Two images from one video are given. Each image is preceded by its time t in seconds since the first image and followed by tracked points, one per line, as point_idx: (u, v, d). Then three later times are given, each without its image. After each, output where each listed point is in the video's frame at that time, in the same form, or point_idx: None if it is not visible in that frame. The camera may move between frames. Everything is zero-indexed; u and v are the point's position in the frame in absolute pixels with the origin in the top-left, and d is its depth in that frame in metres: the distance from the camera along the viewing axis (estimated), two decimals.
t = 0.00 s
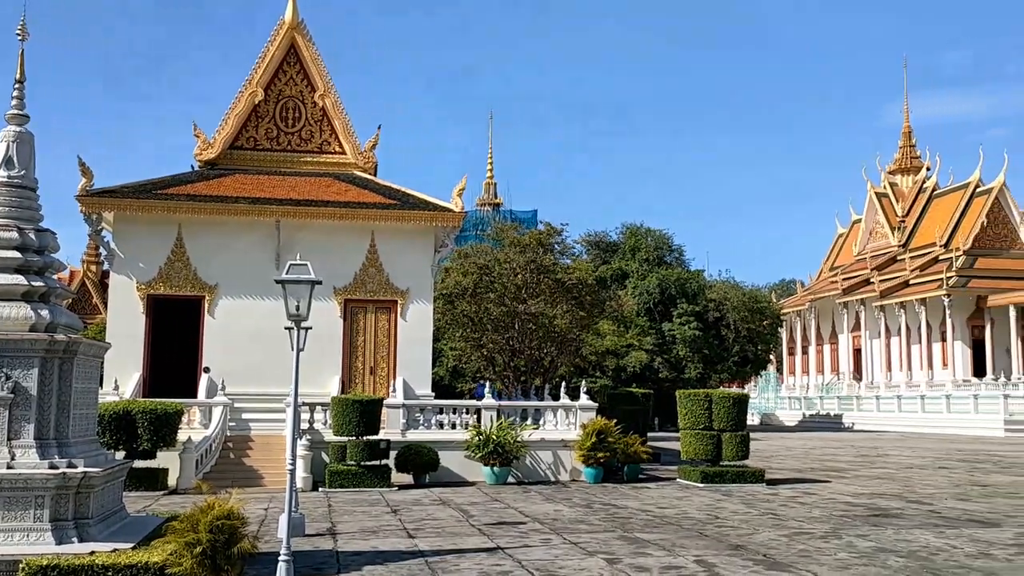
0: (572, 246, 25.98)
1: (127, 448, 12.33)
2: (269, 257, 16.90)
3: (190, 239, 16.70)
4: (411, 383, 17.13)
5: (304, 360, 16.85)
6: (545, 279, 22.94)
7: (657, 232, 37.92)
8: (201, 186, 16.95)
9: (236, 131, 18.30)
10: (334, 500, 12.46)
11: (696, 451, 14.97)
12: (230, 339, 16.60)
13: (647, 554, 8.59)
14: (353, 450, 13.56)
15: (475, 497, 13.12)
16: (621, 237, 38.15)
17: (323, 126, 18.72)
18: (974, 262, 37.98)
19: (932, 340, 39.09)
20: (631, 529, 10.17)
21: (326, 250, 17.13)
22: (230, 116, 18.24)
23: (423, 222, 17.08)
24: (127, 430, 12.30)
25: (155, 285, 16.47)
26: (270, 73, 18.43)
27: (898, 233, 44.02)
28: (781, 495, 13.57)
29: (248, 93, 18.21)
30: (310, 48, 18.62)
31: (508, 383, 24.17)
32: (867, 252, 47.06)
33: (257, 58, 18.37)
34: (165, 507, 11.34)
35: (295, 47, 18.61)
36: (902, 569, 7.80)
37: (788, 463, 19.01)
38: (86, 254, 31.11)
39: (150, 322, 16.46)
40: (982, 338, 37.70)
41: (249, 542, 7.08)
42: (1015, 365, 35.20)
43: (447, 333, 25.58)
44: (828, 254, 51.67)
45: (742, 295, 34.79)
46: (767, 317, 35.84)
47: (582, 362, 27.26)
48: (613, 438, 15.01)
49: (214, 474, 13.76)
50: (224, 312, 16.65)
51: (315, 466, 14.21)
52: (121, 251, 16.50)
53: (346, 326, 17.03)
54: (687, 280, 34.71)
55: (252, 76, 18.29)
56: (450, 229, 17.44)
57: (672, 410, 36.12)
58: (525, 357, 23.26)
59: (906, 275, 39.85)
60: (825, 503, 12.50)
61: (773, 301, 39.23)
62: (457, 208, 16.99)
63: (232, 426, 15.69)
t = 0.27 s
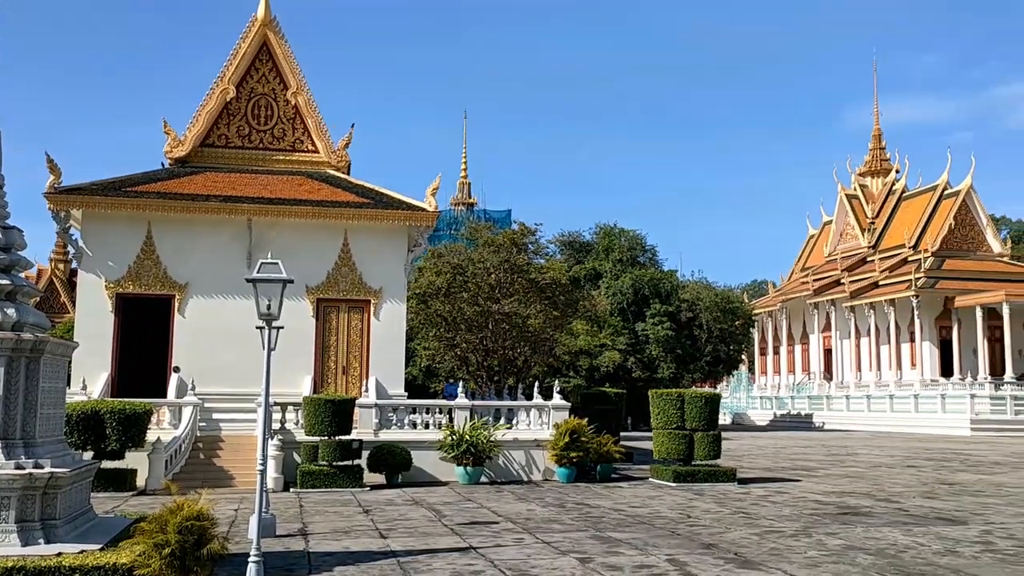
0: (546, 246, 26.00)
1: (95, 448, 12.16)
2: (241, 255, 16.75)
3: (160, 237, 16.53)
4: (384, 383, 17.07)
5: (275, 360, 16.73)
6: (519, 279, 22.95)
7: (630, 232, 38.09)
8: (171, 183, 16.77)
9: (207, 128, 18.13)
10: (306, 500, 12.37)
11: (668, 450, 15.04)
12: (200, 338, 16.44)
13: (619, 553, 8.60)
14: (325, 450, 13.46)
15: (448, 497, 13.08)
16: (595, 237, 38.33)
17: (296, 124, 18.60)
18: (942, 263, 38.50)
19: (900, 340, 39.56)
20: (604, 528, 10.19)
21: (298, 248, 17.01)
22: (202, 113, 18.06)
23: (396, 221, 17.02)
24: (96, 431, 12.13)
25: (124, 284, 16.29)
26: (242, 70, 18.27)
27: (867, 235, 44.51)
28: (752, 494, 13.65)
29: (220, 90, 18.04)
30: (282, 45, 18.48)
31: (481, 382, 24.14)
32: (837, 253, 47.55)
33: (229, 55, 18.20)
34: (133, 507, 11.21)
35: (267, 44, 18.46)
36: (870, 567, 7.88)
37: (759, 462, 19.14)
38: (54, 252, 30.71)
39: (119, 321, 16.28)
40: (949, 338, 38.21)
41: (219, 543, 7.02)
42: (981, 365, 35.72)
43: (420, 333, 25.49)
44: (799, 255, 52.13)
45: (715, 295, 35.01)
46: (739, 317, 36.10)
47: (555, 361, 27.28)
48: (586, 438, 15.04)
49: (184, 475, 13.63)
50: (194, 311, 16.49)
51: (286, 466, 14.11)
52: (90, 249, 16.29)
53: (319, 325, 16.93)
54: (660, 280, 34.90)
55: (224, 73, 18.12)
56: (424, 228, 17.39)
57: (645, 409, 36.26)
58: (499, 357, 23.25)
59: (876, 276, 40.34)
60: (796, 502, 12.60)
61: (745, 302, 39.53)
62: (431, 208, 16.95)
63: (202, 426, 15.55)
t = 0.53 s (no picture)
0: (520, 246, 25.99)
1: (63, 449, 12.00)
2: (212, 254, 16.61)
3: (130, 235, 16.34)
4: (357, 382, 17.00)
5: (246, 359, 16.61)
6: (493, 279, 22.94)
7: (604, 232, 38.24)
8: (141, 181, 16.59)
9: (178, 126, 17.96)
10: (277, 501, 12.28)
11: (641, 450, 15.09)
12: (170, 338, 16.29)
13: (591, 553, 8.62)
14: (296, 450, 13.38)
15: (420, 497, 13.05)
16: (568, 237, 38.51)
17: (268, 122, 18.47)
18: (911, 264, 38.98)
19: (870, 341, 39.98)
20: (576, 528, 10.21)
21: (270, 247, 16.88)
22: (172, 110, 17.88)
23: (370, 221, 16.95)
24: (63, 431, 11.96)
25: (92, 282, 16.11)
26: (214, 67, 18.11)
27: (838, 236, 44.96)
28: (724, 493, 13.74)
29: (191, 87, 17.87)
30: (255, 43, 18.34)
31: (455, 382, 24.12)
32: (808, 254, 47.99)
33: (201, 51, 18.03)
34: (101, 508, 11.07)
35: (239, 41, 18.30)
36: (839, 565, 7.96)
37: (731, 461, 19.28)
38: (22, 250, 30.30)
39: (87, 320, 16.09)
40: (917, 339, 38.68)
41: (189, 544, 6.95)
42: (949, 365, 36.18)
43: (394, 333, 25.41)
44: (771, 255, 52.56)
45: (688, 295, 35.21)
46: (711, 317, 36.33)
47: (529, 361, 27.30)
48: (559, 437, 15.06)
49: (153, 475, 13.50)
50: (164, 310, 16.33)
51: (257, 467, 14.01)
52: (57, 247, 16.08)
53: (291, 324, 16.82)
54: (633, 280, 35.09)
55: (195, 70, 17.95)
56: (397, 228, 17.33)
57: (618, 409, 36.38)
58: (473, 357, 23.23)
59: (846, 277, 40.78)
60: (766, 500, 12.69)
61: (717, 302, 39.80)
62: (405, 207, 16.89)
63: (172, 426, 15.42)
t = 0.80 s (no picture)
0: (495, 246, 25.97)
1: (31, 449, 11.83)
2: (184, 252, 16.46)
3: (101, 233, 16.16)
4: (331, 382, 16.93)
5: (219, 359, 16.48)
6: (468, 278, 22.91)
7: (580, 233, 38.33)
8: (113, 179, 16.41)
9: (149, 123, 17.78)
10: (249, 501, 12.19)
11: (615, 449, 15.12)
12: (141, 337, 16.12)
13: (565, 552, 8.64)
14: (269, 450, 13.29)
15: (394, 497, 13.01)
16: (544, 236, 38.61)
17: (242, 120, 18.34)
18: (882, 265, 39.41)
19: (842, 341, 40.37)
20: (550, 527, 10.22)
21: (243, 246, 16.75)
22: (144, 107, 17.70)
23: (345, 220, 16.87)
24: (32, 431, 11.79)
25: (62, 281, 15.91)
26: (187, 64, 17.95)
27: (811, 237, 45.35)
28: (697, 492, 13.82)
29: (163, 84, 17.70)
30: (228, 40, 18.19)
31: (429, 382, 24.07)
32: (782, 255, 48.36)
33: (173, 48, 17.86)
34: (70, 509, 10.94)
35: (212, 38, 18.15)
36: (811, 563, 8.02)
37: (704, 461, 19.40)
38: None
39: (57, 319, 15.90)
40: (888, 339, 39.11)
41: (159, 545, 6.87)
42: (919, 365, 36.61)
43: (368, 332, 25.31)
44: (745, 256, 52.94)
45: (662, 296, 35.36)
46: (685, 317, 36.53)
47: (504, 361, 27.28)
48: (534, 437, 15.07)
49: (124, 476, 13.35)
50: (136, 309, 16.16)
51: (230, 467, 13.89)
52: (26, 244, 15.88)
53: (264, 324, 16.71)
54: (608, 281, 35.21)
55: (168, 67, 17.78)
56: (372, 227, 17.26)
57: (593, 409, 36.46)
58: (448, 356, 23.19)
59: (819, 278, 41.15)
60: (739, 499, 12.78)
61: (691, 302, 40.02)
62: (380, 206, 16.84)
63: (143, 426, 15.27)
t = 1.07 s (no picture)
0: (473, 245, 25.94)
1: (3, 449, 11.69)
2: (159, 250, 16.30)
3: (74, 231, 15.98)
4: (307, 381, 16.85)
5: (194, 358, 16.34)
6: (445, 277, 22.88)
7: (557, 233, 38.38)
8: (86, 176, 16.24)
9: (123, 120, 17.61)
10: (224, 502, 12.09)
11: (592, 448, 15.16)
12: (115, 336, 15.95)
13: (542, 551, 8.65)
14: (244, 450, 13.21)
15: (371, 497, 12.96)
16: (521, 236, 38.68)
17: (217, 118, 18.20)
18: (857, 266, 39.78)
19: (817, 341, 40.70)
20: (527, 526, 10.23)
21: (219, 244, 16.62)
22: (118, 104, 17.53)
23: (321, 218, 16.79)
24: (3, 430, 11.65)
25: (34, 279, 15.72)
26: (162, 60, 17.79)
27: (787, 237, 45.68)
28: (673, 490, 13.89)
29: (138, 80, 17.53)
30: (204, 37, 18.06)
31: (407, 381, 24.05)
32: (758, 255, 48.68)
33: (148, 45, 17.69)
34: (42, 510, 10.81)
35: (188, 35, 18.00)
36: (785, 561, 8.08)
37: (680, 459, 19.49)
38: None
39: (28, 317, 15.71)
40: (863, 339, 39.48)
41: (132, 546, 6.81)
42: (893, 364, 36.98)
43: (345, 331, 25.21)
44: (721, 256, 53.24)
45: (639, 296, 35.49)
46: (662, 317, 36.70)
47: (481, 360, 27.28)
48: (511, 436, 15.07)
49: (97, 476, 13.22)
50: (109, 308, 15.99)
51: (204, 467, 13.78)
52: None
53: (240, 322, 16.59)
54: (586, 280, 35.26)
55: (142, 63, 17.61)
56: (349, 226, 17.19)
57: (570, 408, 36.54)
58: (425, 355, 23.15)
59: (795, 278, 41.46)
60: (715, 498, 12.86)
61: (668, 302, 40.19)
62: (358, 205, 16.78)
63: (116, 426, 15.13)
